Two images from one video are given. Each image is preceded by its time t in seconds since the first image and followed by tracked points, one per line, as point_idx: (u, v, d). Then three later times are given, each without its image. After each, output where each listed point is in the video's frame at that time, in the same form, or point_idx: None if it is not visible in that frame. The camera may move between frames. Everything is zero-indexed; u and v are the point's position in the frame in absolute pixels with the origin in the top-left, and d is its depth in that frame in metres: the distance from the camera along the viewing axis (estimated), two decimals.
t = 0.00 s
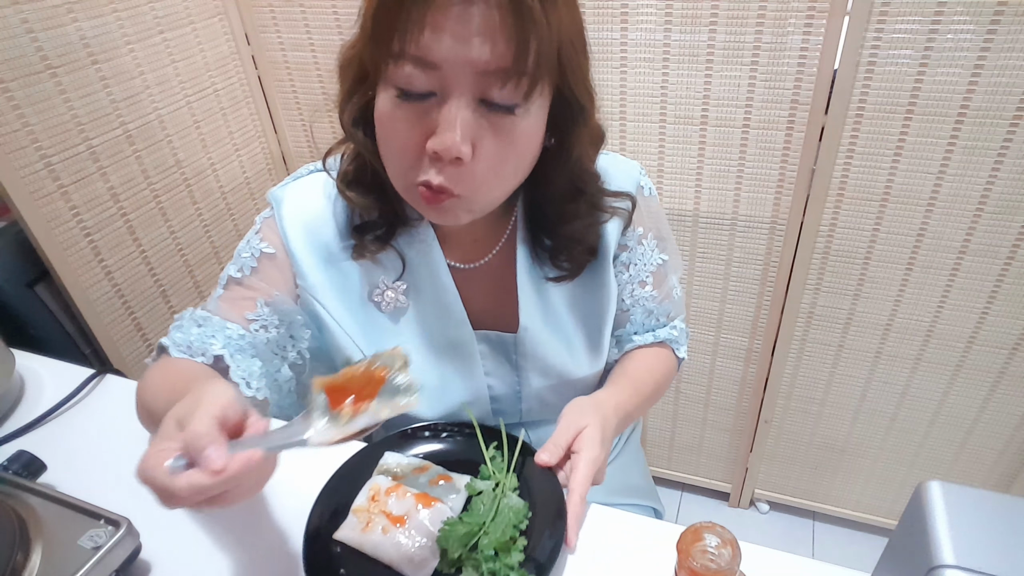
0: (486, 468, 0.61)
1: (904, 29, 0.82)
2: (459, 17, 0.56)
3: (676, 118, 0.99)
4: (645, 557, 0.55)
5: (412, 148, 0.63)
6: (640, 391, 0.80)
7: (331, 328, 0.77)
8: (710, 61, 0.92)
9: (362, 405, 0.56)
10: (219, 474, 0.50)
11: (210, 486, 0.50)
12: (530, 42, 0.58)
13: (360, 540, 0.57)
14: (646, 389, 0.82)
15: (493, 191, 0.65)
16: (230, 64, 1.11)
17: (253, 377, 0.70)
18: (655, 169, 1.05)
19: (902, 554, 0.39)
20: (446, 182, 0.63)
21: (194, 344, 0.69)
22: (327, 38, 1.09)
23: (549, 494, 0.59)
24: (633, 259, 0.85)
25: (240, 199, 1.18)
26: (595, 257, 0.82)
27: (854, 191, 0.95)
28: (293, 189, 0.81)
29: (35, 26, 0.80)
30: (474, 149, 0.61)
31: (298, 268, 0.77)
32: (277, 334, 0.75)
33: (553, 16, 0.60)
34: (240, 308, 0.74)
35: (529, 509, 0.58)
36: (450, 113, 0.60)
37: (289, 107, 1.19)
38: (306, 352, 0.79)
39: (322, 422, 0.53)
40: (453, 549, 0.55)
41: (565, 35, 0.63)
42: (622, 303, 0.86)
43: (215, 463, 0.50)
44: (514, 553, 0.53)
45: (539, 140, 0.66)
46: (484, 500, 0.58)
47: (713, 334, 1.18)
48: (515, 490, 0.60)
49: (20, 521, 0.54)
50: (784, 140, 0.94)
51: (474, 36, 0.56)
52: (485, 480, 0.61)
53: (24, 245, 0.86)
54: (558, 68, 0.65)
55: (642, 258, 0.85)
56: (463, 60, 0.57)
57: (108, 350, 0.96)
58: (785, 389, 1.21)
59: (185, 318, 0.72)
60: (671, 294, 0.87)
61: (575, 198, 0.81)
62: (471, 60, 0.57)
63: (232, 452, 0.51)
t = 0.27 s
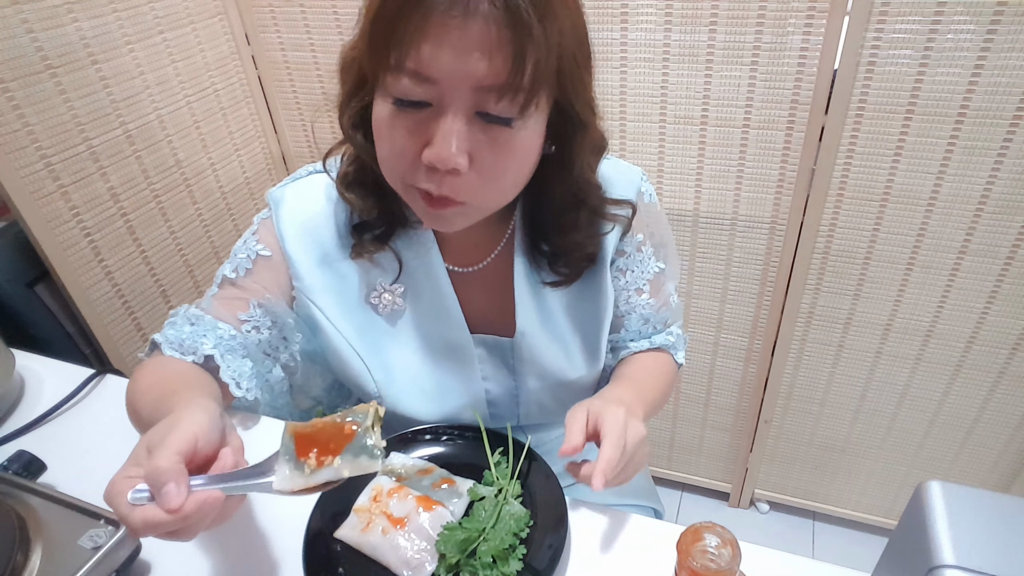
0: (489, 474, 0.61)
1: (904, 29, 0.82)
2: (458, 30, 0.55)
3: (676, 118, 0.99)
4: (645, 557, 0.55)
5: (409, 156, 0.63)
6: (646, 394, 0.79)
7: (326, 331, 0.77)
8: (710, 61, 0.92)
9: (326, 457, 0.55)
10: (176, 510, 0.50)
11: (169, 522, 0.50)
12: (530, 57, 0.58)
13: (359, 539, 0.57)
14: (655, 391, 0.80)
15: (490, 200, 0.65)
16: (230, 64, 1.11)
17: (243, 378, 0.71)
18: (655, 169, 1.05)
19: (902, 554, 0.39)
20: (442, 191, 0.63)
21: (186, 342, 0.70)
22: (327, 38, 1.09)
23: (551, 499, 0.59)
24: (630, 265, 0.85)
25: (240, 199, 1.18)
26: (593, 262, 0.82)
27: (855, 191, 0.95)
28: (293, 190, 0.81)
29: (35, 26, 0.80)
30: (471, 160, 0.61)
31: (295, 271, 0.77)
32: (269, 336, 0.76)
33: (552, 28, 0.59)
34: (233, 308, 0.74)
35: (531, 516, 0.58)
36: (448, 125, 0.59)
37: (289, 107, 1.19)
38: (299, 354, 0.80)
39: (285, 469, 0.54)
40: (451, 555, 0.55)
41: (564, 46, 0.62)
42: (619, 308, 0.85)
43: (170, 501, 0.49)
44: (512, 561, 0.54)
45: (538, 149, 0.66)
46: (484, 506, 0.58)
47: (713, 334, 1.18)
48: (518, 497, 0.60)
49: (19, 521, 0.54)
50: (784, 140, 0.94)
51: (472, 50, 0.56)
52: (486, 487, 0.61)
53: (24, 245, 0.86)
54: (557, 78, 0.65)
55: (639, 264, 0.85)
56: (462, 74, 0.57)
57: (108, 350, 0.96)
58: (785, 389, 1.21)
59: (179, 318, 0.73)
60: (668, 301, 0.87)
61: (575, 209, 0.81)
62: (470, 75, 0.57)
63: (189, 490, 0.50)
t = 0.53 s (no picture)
0: (489, 475, 0.61)
1: (904, 29, 0.82)
2: (450, 32, 0.55)
3: (676, 118, 0.99)
4: (646, 558, 0.55)
5: (406, 158, 0.63)
6: (644, 397, 0.78)
7: (326, 331, 0.77)
8: (709, 61, 0.92)
9: (333, 416, 0.56)
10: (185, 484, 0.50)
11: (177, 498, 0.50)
12: (524, 60, 0.58)
13: (359, 539, 0.57)
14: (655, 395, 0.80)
15: (487, 201, 0.65)
16: (230, 64, 1.11)
17: (250, 379, 0.71)
18: (655, 169, 1.05)
19: (902, 554, 0.39)
20: (439, 193, 0.63)
21: (191, 345, 0.70)
22: (327, 38, 1.09)
23: (550, 498, 0.59)
24: (626, 270, 0.85)
25: (240, 199, 1.18)
26: (590, 266, 0.82)
27: (855, 191, 0.95)
28: (293, 190, 0.81)
29: (35, 26, 0.80)
30: (466, 162, 0.61)
31: (294, 270, 0.77)
32: (274, 336, 0.76)
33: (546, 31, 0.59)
34: (236, 309, 0.75)
35: (531, 517, 0.58)
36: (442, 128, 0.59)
37: (289, 107, 1.20)
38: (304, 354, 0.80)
39: (294, 433, 0.55)
40: (451, 554, 0.55)
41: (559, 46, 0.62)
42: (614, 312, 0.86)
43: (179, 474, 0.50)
44: (512, 561, 0.54)
45: (535, 150, 0.66)
46: (484, 506, 0.58)
47: (714, 334, 1.18)
48: (518, 497, 0.60)
49: (19, 521, 0.54)
50: (784, 140, 0.94)
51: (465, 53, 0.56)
52: (486, 486, 0.61)
53: (24, 245, 0.86)
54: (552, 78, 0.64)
55: (636, 269, 0.85)
56: (455, 76, 0.57)
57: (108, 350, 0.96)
58: (785, 389, 1.21)
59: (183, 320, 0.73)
60: (665, 308, 0.86)
61: (569, 211, 0.80)
62: (463, 77, 0.57)
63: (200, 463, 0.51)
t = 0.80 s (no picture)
0: (489, 474, 0.62)
1: (904, 29, 0.82)
2: (438, 18, 0.56)
3: (676, 118, 0.99)
4: (646, 558, 0.55)
5: (398, 153, 0.63)
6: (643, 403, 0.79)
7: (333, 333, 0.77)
8: (710, 61, 0.92)
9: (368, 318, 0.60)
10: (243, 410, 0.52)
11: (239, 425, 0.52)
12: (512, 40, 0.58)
13: (359, 539, 0.57)
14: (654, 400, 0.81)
15: (482, 195, 0.65)
16: (230, 64, 1.11)
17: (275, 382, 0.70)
18: (655, 169, 1.05)
19: (902, 554, 0.39)
20: (433, 187, 0.63)
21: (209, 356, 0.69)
22: (327, 38, 1.09)
23: (550, 498, 0.59)
24: (627, 267, 0.86)
25: (240, 199, 1.18)
26: (591, 265, 0.82)
27: (855, 191, 0.95)
28: (293, 195, 0.82)
29: (35, 26, 0.80)
30: (459, 150, 0.60)
31: (300, 272, 0.77)
32: (292, 341, 0.76)
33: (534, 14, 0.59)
34: (252, 316, 0.75)
35: (530, 516, 0.58)
36: (434, 115, 0.59)
37: (289, 107, 1.20)
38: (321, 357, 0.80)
39: (332, 346, 0.58)
40: (451, 554, 0.55)
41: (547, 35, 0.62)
42: (616, 311, 0.86)
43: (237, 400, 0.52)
44: (512, 561, 0.54)
45: (528, 142, 0.66)
46: (484, 506, 0.59)
47: (714, 334, 1.18)
48: (517, 497, 0.60)
49: (19, 521, 0.54)
50: (784, 140, 0.94)
51: (453, 36, 0.56)
52: (486, 487, 0.61)
53: (24, 246, 0.86)
54: (542, 68, 0.65)
55: (637, 267, 0.86)
56: (443, 59, 0.57)
57: (108, 351, 0.96)
58: (785, 389, 1.21)
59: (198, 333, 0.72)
60: (666, 307, 0.87)
61: (569, 207, 0.80)
62: (452, 59, 0.57)
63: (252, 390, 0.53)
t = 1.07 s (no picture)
0: (489, 474, 0.61)
1: (904, 29, 0.82)
2: (438, 19, 0.56)
3: (676, 118, 0.99)
4: (646, 558, 0.55)
5: (402, 157, 0.62)
6: (642, 408, 0.80)
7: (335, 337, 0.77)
8: (710, 61, 0.92)
9: (374, 310, 0.61)
10: (262, 404, 0.52)
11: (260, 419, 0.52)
12: (511, 37, 0.58)
13: (359, 539, 0.57)
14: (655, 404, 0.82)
15: (487, 195, 0.65)
16: (230, 64, 1.11)
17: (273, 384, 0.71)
18: (655, 169, 1.05)
19: (902, 554, 0.39)
20: (439, 190, 0.62)
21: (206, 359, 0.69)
22: (327, 37, 1.09)
23: (549, 499, 0.59)
24: (630, 268, 0.86)
25: (240, 199, 1.18)
26: (594, 264, 0.82)
27: (855, 191, 0.95)
28: (293, 198, 0.82)
29: (35, 26, 0.80)
30: (463, 151, 0.60)
31: (300, 276, 0.77)
32: (290, 344, 0.76)
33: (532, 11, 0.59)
34: (250, 319, 0.75)
35: (530, 517, 0.58)
36: (437, 116, 0.59)
37: (289, 107, 1.20)
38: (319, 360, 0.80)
39: (342, 341, 0.58)
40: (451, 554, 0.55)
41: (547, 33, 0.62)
42: (619, 312, 0.86)
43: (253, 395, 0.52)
44: (512, 561, 0.54)
45: (531, 140, 0.66)
46: (484, 506, 0.58)
47: (714, 334, 1.18)
48: (518, 497, 0.60)
49: (19, 521, 0.54)
50: (784, 140, 0.94)
51: (453, 36, 0.56)
52: (486, 487, 0.61)
53: (24, 246, 0.86)
54: (542, 67, 0.65)
55: (640, 267, 0.86)
56: (444, 59, 0.57)
57: (108, 350, 0.96)
58: (785, 389, 1.21)
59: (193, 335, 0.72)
60: (669, 309, 0.88)
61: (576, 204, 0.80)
62: (453, 58, 0.57)
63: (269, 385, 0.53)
